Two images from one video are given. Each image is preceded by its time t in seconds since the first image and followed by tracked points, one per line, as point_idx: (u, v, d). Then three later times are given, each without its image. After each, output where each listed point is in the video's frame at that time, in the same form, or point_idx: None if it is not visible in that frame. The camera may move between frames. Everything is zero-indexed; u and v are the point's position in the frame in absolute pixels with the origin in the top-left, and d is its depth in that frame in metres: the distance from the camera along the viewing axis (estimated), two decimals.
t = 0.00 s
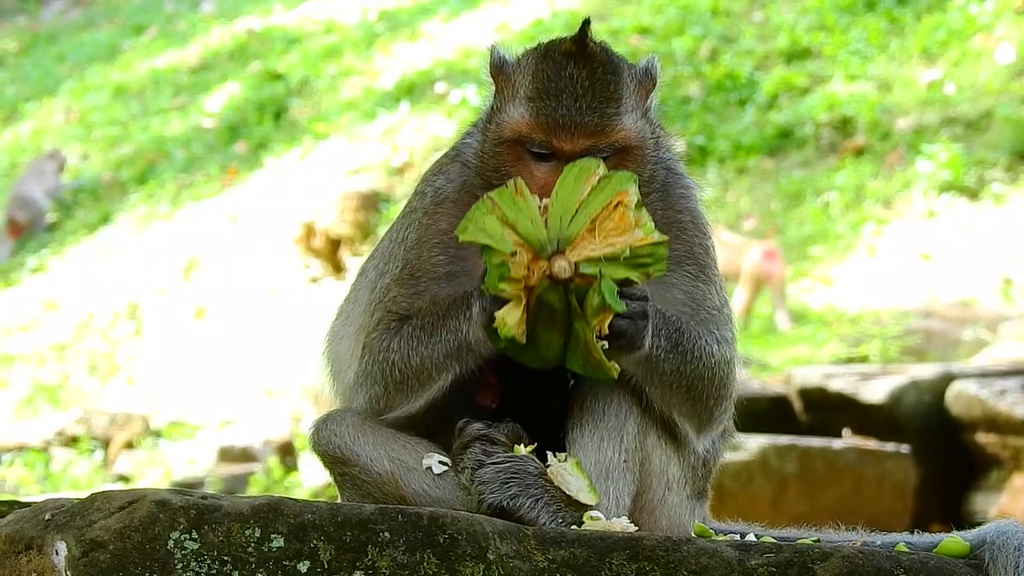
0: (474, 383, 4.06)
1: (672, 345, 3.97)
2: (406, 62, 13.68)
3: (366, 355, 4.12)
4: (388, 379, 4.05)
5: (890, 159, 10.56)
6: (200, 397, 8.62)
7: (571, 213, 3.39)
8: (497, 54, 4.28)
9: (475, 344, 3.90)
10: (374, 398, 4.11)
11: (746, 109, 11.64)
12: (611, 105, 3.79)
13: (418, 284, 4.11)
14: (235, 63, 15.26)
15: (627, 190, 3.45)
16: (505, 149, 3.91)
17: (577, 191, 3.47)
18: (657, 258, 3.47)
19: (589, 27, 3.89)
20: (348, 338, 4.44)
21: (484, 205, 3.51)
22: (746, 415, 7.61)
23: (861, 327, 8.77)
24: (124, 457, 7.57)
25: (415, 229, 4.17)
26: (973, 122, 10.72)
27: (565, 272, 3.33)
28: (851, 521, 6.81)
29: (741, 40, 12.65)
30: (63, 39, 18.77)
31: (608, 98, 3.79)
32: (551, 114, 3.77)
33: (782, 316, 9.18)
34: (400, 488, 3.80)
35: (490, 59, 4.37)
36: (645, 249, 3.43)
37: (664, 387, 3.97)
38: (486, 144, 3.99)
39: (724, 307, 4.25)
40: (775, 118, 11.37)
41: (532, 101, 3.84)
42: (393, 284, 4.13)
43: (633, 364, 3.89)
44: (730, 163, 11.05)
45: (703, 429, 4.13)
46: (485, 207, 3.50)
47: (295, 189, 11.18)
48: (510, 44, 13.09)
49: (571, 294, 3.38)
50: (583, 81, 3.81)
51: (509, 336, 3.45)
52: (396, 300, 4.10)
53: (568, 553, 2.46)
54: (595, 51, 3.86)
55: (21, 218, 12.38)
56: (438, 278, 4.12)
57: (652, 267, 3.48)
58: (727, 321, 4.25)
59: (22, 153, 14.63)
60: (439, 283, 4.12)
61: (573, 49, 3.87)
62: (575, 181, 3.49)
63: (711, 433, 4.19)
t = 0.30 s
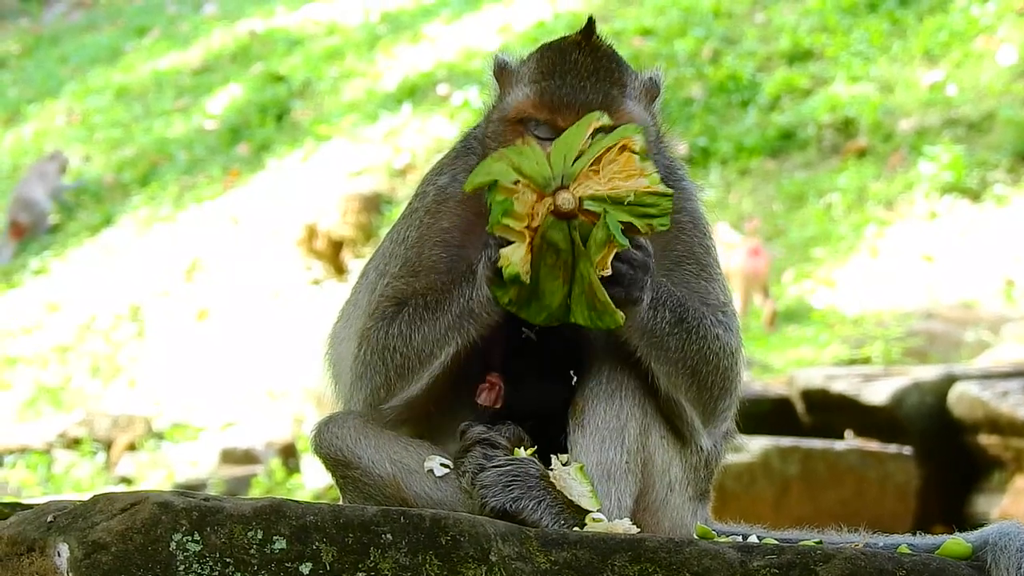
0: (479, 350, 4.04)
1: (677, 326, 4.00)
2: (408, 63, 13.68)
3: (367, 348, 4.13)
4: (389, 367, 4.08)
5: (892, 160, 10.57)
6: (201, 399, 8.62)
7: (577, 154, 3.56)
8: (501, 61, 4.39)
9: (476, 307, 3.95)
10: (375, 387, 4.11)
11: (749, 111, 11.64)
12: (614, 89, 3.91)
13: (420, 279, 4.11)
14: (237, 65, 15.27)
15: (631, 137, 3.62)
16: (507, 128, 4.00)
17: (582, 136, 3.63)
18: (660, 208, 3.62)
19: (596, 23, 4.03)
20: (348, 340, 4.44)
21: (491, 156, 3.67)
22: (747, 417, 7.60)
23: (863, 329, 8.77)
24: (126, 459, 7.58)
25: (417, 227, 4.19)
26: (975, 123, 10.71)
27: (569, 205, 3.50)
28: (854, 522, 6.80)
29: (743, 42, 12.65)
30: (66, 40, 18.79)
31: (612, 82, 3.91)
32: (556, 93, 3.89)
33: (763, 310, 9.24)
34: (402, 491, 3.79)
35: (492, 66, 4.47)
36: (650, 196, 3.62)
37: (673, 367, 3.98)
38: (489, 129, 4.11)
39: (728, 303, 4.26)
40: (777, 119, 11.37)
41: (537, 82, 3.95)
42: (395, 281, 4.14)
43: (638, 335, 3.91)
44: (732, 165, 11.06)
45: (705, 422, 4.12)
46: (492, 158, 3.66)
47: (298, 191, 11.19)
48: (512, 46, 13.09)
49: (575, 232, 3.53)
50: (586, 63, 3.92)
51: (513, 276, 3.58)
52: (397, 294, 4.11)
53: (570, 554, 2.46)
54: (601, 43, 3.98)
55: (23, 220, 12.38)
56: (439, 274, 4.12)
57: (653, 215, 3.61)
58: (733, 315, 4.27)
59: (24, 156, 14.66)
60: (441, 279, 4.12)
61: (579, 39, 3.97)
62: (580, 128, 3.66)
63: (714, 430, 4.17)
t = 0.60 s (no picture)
0: (481, 347, 4.11)
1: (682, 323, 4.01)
2: (411, 63, 13.69)
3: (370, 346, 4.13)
4: (393, 365, 4.07)
5: (895, 161, 10.57)
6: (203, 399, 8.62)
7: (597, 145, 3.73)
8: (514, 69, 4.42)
9: (482, 302, 3.95)
10: (379, 386, 4.11)
11: (752, 111, 11.64)
12: (629, 94, 3.98)
13: (425, 275, 4.12)
14: (239, 65, 15.27)
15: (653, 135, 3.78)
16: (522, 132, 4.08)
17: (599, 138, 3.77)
18: (676, 207, 3.75)
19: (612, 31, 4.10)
20: (352, 342, 4.45)
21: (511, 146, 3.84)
22: (750, 419, 7.61)
23: (866, 329, 8.76)
24: (129, 459, 7.59)
25: (421, 225, 4.20)
26: (978, 124, 10.71)
27: (581, 188, 3.65)
28: (857, 522, 6.79)
29: (746, 42, 12.65)
30: (68, 40, 18.80)
31: (628, 88, 3.98)
32: (574, 97, 3.97)
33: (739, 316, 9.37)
34: (404, 491, 3.80)
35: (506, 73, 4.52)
36: (666, 195, 3.75)
37: (679, 364, 3.99)
38: (503, 130, 4.21)
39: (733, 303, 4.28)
40: (779, 119, 11.36)
41: (555, 87, 4.03)
42: (399, 278, 4.14)
43: (642, 330, 3.94)
44: (735, 166, 11.06)
45: (708, 421, 4.13)
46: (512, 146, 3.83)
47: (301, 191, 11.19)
48: (515, 46, 13.09)
49: (586, 218, 3.68)
50: (604, 71, 3.98)
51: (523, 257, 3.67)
52: (400, 291, 4.12)
53: (572, 555, 2.47)
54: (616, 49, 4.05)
55: (25, 220, 12.40)
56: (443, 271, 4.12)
57: (668, 211, 3.75)
58: (737, 314, 4.27)
59: (27, 156, 14.69)
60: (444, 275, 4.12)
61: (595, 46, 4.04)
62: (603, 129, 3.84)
63: (717, 430, 4.17)
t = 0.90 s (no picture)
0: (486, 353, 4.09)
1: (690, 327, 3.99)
2: (414, 64, 13.70)
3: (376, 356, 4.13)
4: (398, 380, 4.08)
5: (898, 161, 10.56)
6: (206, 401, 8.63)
7: (581, 215, 3.49)
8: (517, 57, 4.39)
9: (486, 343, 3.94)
10: (384, 398, 4.12)
11: (754, 112, 11.64)
12: (630, 99, 3.93)
13: (429, 283, 4.11)
14: (243, 66, 15.29)
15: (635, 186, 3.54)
16: (523, 140, 3.99)
17: (587, 187, 3.58)
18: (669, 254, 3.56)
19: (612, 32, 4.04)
20: (356, 342, 4.45)
21: (489, 205, 3.57)
22: (753, 419, 7.56)
23: (869, 329, 8.77)
24: (132, 460, 7.60)
25: (425, 229, 4.19)
26: (981, 124, 10.70)
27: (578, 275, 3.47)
28: (860, 523, 6.79)
29: (749, 42, 12.64)
30: (71, 42, 18.81)
31: (628, 93, 3.93)
32: (572, 104, 3.89)
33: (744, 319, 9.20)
34: (408, 492, 3.81)
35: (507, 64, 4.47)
36: (657, 243, 3.53)
37: (683, 374, 3.99)
38: (503, 139, 4.08)
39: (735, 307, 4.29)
40: (783, 120, 11.36)
41: (553, 92, 3.96)
42: (404, 285, 4.14)
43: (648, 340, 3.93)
44: (738, 166, 11.06)
45: (714, 427, 4.14)
46: (491, 209, 3.56)
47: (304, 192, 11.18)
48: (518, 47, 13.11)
49: (585, 295, 3.52)
50: (603, 73, 3.95)
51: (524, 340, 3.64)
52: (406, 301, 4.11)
53: (576, 556, 2.46)
54: (616, 50, 4.00)
55: (27, 220, 12.39)
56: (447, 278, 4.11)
57: (663, 259, 3.57)
58: (740, 319, 4.28)
59: (30, 157, 14.71)
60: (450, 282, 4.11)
61: (595, 47, 3.99)
62: (584, 177, 3.61)
63: (722, 434, 4.19)
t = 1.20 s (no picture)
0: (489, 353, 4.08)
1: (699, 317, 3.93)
2: (416, 66, 13.70)
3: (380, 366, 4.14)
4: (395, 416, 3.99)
5: (900, 163, 10.55)
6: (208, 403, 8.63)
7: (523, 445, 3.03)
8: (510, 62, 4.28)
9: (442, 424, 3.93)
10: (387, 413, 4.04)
11: (756, 114, 11.63)
12: (634, 81, 3.88)
13: (430, 291, 4.09)
14: (244, 68, 15.29)
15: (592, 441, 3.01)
16: (533, 135, 3.92)
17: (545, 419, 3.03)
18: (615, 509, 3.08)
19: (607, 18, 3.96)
20: (360, 345, 4.44)
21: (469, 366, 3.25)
22: (755, 420, 7.62)
23: (871, 330, 8.84)
24: (134, 462, 7.60)
25: (427, 233, 4.18)
26: (983, 126, 10.69)
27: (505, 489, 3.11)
28: (862, 526, 6.78)
29: (750, 44, 12.64)
30: (72, 44, 18.82)
31: (633, 75, 3.88)
32: (578, 91, 3.84)
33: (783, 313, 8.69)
34: (409, 496, 3.78)
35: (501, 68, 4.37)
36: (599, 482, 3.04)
37: (698, 358, 3.95)
38: (512, 136, 4.00)
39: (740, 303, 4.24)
40: (784, 122, 11.36)
41: (555, 83, 3.90)
42: (405, 292, 4.13)
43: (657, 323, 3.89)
44: (740, 168, 11.05)
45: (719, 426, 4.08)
46: (467, 373, 3.23)
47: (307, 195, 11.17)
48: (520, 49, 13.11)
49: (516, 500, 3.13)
50: (604, 61, 3.89)
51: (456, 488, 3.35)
52: (407, 309, 4.09)
53: (578, 558, 2.45)
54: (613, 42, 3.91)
55: (30, 224, 12.27)
56: (448, 285, 4.10)
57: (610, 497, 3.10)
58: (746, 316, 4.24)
59: (31, 159, 14.74)
60: (451, 290, 4.10)
61: (593, 39, 3.90)
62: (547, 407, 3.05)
63: (728, 431, 4.13)
